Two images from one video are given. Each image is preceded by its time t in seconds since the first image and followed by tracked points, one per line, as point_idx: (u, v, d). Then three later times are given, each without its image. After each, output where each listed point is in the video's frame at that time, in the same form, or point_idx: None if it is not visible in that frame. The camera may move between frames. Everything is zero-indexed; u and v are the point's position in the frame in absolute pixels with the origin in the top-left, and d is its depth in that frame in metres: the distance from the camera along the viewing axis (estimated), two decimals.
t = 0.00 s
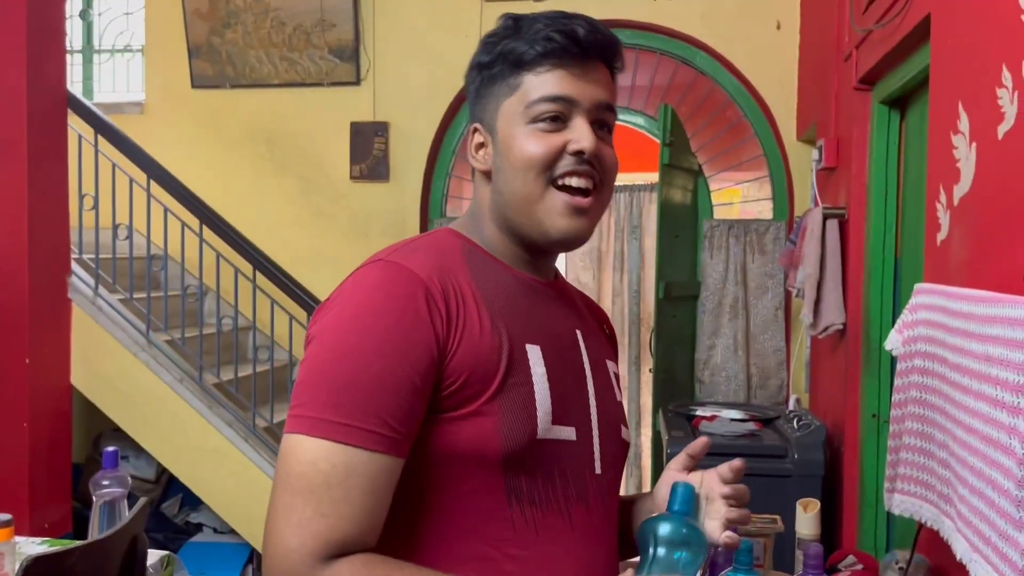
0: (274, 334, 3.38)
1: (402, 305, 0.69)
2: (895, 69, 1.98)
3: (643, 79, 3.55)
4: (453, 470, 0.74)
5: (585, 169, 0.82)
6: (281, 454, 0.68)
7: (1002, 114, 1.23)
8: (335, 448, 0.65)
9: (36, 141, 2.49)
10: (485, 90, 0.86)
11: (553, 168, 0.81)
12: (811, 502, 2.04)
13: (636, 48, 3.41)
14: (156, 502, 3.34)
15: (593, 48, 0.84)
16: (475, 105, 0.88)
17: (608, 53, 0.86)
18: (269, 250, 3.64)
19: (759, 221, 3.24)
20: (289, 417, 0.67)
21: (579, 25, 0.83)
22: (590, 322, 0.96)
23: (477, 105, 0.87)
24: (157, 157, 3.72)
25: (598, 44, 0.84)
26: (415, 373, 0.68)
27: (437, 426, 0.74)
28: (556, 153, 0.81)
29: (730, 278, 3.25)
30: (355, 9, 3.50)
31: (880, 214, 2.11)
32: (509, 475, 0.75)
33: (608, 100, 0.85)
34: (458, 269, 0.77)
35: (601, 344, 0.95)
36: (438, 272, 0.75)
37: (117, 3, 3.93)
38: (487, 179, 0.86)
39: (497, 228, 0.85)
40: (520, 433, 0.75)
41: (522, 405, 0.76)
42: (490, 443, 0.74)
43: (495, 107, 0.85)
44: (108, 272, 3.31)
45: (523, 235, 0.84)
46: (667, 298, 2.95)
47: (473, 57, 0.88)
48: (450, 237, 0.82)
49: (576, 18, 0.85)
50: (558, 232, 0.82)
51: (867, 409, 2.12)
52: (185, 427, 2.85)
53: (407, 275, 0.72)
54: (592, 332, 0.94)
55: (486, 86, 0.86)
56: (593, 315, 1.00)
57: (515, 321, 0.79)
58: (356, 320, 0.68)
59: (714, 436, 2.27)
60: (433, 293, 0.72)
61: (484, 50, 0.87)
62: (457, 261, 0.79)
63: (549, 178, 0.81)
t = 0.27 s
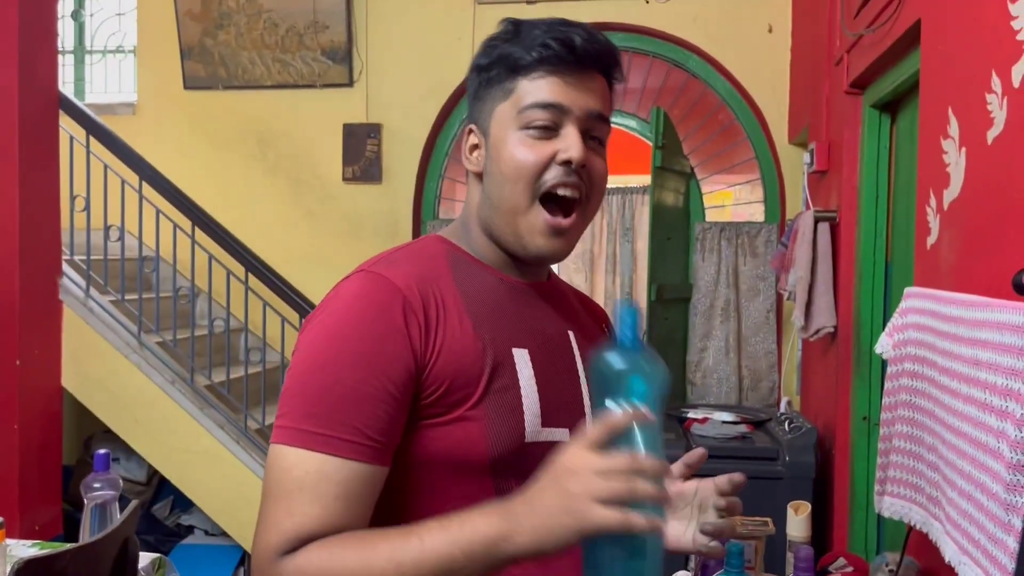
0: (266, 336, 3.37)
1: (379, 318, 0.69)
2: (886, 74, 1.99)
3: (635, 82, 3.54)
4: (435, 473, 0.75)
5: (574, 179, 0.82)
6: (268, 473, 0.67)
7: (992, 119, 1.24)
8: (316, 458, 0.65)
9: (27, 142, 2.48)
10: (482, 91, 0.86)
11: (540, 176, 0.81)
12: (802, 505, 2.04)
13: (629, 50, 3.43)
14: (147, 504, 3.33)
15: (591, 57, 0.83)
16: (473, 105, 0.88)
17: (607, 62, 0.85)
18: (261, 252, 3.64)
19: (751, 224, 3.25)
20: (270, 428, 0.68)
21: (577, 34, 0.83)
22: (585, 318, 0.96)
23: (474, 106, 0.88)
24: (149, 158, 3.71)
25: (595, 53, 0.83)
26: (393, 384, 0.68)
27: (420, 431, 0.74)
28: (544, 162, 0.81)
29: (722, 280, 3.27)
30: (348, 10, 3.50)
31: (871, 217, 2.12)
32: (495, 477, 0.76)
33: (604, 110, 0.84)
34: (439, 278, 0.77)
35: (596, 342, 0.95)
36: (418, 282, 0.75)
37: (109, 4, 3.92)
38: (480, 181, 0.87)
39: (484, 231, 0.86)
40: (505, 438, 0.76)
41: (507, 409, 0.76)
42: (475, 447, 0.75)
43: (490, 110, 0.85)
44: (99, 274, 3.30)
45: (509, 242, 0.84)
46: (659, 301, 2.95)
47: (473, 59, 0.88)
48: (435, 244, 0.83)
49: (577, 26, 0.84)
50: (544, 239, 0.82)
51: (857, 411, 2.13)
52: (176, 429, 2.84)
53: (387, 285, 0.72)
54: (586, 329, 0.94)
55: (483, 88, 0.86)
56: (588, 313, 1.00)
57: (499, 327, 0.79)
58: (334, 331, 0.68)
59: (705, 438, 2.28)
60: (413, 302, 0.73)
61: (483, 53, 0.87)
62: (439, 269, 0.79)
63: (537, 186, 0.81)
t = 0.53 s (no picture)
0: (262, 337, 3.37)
1: (379, 311, 0.69)
2: (883, 76, 1.99)
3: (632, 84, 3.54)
4: (430, 470, 0.75)
5: (593, 196, 0.81)
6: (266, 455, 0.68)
7: (988, 122, 1.24)
8: (305, 443, 0.65)
9: (24, 142, 2.48)
10: (517, 95, 0.85)
11: (560, 185, 0.81)
12: (799, 506, 2.04)
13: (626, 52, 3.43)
14: (143, 505, 3.33)
15: (627, 78, 0.81)
16: (507, 108, 0.88)
17: (643, 85, 0.83)
18: (258, 253, 3.64)
19: (748, 226, 3.26)
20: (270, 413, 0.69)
21: (617, 53, 0.81)
22: (595, 329, 0.95)
23: (508, 108, 0.87)
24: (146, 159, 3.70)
25: (632, 75, 0.82)
26: (387, 377, 0.68)
27: (414, 425, 0.74)
28: (565, 175, 0.80)
29: (719, 282, 3.27)
30: (346, 12, 3.50)
31: (868, 220, 2.13)
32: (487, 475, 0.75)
33: (632, 131, 0.83)
34: (443, 273, 0.78)
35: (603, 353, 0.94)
36: (421, 277, 0.75)
37: (107, 5, 3.92)
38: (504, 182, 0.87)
39: (500, 231, 0.86)
40: (501, 437, 0.75)
41: (504, 409, 0.76)
42: (469, 444, 0.74)
43: (522, 115, 0.84)
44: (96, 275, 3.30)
45: (522, 246, 0.84)
46: (655, 302, 2.96)
47: (514, 62, 0.88)
48: (442, 239, 0.84)
49: (619, 45, 0.83)
50: (554, 250, 0.81)
51: (854, 413, 2.13)
52: (172, 429, 2.84)
53: (390, 280, 0.72)
54: (594, 339, 0.93)
55: (519, 92, 0.85)
56: (599, 325, 0.99)
57: (499, 323, 0.79)
58: (334, 322, 0.68)
59: (702, 440, 2.29)
60: (414, 298, 0.73)
61: (524, 57, 0.86)
62: (442, 264, 0.79)
63: (555, 196, 0.81)
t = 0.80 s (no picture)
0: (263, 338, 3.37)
1: (386, 310, 0.67)
2: (884, 78, 1.99)
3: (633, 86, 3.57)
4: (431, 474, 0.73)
5: (613, 205, 0.80)
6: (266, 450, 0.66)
7: (989, 124, 1.24)
8: (306, 439, 0.63)
9: (25, 144, 2.48)
10: (539, 96, 0.85)
11: (579, 191, 0.80)
12: (799, 507, 2.04)
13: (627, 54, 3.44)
14: (143, 505, 3.33)
15: (654, 90, 0.82)
16: (528, 108, 0.87)
17: (668, 98, 0.84)
18: (258, 254, 3.64)
19: (748, 228, 3.26)
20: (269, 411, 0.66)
21: (647, 65, 0.82)
22: (595, 340, 0.94)
23: (529, 108, 0.87)
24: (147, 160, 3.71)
25: (660, 87, 0.82)
26: (393, 378, 0.66)
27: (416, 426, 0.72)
28: (586, 182, 0.80)
29: (719, 284, 3.26)
30: (347, 13, 3.50)
31: (869, 221, 2.13)
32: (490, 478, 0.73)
33: (653, 143, 0.84)
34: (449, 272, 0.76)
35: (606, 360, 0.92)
36: (428, 276, 0.73)
37: (108, 5, 3.92)
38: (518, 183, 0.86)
39: (511, 232, 0.84)
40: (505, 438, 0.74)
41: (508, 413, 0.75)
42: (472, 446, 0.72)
43: (545, 117, 0.84)
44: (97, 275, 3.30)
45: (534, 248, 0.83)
46: (655, 304, 2.96)
47: (539, 64, 0.88)
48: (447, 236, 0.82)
49: (647, 56, 0.84)
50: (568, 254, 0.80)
51: (855, 415, 2.13)
52: (172, 430, 2.84)
53: (397, 277, 0.71)
54: (596, 348, 0.91)
55: (542, 94, 0.85)
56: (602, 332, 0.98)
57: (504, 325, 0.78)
58: (341, 317, 0.66)
59: (703, 442, 2.29)
60: (420, 296, 0.71)
61: (551, 60, 0.86)
62: (449, 262, 0.77)
63: (573, 202, 0.80)
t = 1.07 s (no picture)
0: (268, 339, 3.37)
1: (399, 312, 0.64)
2: (890, 80, 1.99)
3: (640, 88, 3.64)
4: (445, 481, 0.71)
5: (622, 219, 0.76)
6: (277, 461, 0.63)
7: (996, 125, 1.24)
8: (318, 449, 0.60)
9: (33, 145, 2.49)
10: (553, 99, 0.81)
11: (589, 202, 0.75)
12: (805, 509, 2.04)
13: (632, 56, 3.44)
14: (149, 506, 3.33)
15: (674, 103, 0.78)
16: (540, 111, 0.83)
17: (687, 112, 0.81)
18: (263, 255, 3.64)
19: (753, 229, 3.26)
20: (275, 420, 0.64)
21: (667, 77, 0.79)
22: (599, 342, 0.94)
23: (541, 111, 0.82)
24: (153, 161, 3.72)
25: (678, 102, 0.79)
26: (407, 383, 0.64)
27: (429, 430, 0.70)
28: (597, 193, 0.75)
29: (724, 285, 3.26)
30: (352, 15, 3.51)
31: (874, 222, 2.13)
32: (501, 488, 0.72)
33: (667, 156, 0.80)
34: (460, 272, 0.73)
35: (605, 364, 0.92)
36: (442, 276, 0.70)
37: (115, 7, 3.94)
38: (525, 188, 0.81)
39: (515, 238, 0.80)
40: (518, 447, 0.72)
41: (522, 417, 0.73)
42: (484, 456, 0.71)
43: (558, 122, 0.79)
44: (103, 276, 3.31)
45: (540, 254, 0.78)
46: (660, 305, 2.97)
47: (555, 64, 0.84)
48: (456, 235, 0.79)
49: (669, 69, 0.81)
50: (574, 265, 0.76)
51: (860, 416, 2.13)
52: (178, 430, 2.85)
53: (411, 280, 0.67)
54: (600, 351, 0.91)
55: (556, 96, 0.81)
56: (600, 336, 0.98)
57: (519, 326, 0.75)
58: (354, 321, 0.63)
59: (708, 443, 2.29)
60: (435, 300, 0.68)
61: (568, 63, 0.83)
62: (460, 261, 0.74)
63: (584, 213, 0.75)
